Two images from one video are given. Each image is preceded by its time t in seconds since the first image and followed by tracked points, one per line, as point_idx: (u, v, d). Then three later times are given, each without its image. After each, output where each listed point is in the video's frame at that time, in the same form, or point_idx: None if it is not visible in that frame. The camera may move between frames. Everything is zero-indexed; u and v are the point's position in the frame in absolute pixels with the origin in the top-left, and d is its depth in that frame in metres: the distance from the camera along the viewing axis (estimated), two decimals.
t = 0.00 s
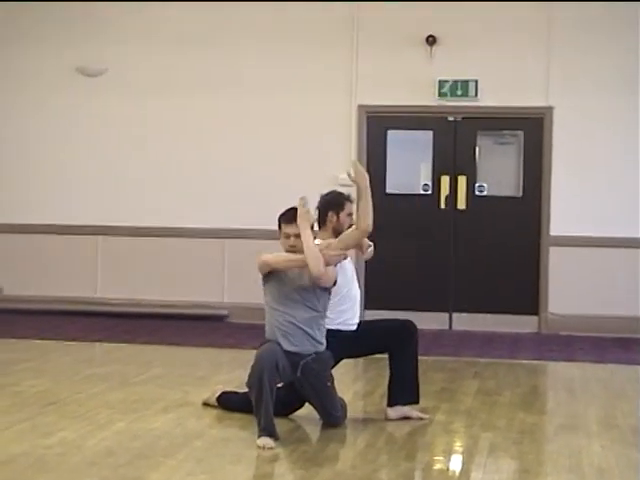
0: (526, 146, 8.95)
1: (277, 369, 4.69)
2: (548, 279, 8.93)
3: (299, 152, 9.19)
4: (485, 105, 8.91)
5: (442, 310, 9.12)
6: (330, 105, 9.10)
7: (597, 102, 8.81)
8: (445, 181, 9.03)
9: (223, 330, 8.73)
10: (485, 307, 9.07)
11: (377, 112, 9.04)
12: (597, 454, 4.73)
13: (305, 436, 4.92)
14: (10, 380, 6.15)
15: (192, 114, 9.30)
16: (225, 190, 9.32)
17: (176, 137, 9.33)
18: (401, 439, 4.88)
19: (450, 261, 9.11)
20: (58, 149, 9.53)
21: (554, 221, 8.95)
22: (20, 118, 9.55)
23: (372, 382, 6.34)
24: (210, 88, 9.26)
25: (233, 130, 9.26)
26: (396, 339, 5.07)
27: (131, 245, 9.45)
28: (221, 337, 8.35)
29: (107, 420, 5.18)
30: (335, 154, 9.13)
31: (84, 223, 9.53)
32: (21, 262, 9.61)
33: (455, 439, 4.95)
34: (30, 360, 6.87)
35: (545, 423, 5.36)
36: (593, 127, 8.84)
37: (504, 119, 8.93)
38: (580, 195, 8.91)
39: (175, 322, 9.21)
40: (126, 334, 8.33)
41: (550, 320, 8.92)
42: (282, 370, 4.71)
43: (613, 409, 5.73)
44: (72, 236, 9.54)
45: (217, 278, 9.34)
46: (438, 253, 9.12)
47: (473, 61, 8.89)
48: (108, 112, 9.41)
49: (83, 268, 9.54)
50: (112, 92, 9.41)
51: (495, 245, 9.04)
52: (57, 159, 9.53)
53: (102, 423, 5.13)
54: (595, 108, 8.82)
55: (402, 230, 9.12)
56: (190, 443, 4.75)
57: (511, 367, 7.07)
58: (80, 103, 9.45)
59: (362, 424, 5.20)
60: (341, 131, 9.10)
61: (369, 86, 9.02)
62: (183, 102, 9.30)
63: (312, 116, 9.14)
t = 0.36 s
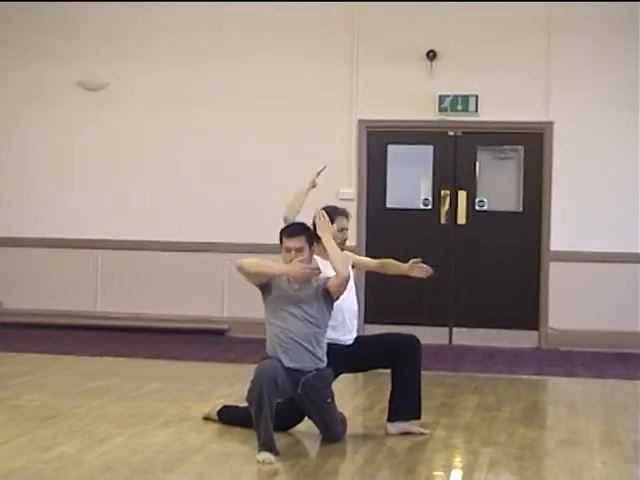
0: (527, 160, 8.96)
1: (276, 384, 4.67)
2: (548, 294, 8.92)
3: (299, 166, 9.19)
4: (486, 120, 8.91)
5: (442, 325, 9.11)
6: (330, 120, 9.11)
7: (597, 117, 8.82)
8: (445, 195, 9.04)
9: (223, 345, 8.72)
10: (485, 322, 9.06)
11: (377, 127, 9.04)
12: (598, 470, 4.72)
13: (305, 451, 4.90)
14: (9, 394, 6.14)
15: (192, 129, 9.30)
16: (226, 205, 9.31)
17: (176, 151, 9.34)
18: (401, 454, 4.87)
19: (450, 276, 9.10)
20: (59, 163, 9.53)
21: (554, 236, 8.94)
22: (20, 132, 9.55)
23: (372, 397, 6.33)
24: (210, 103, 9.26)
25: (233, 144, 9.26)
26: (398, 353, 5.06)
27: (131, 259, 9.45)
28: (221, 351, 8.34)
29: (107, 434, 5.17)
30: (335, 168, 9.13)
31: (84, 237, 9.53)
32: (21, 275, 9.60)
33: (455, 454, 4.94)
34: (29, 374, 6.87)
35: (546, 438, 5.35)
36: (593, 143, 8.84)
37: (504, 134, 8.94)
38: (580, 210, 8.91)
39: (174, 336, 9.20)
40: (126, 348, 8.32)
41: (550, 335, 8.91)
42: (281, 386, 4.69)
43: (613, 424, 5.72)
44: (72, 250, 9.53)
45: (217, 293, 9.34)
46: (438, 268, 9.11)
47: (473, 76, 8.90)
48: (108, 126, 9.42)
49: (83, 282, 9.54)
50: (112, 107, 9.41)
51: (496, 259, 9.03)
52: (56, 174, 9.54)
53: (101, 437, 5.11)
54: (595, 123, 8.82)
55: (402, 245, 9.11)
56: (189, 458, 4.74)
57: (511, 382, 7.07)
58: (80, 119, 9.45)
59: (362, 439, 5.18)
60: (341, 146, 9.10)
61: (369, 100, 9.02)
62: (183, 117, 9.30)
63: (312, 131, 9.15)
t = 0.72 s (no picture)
0: (526, 163, 8.96)
1: (275, 387, 4.68)
2: (549, 297, 8.93)
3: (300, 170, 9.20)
4: (485, 123, 8.91)
5: (443, 328, 9.12)
6: (331, 123, 9.12)
7: (597, 120, 8.83)
8: (445, 198, 9.04)
9: (223, 348, 8.73)
10: (485, 325, 9.07)
11: (378, 130, 9.05)
12: (598, 472, 4.73)
13: (306, 454, 4.91)
14: (10, 399, 6.15)
15: (192, 133, 9.31)
16: (226, 208, 9.32)
17: (177, 155, 9.35)
18: (402, 458, 4.88)
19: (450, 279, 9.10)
20: (59, 168, 9.53)
21: (555, 238, 8.94)
22: (21, 137, 9.56)
23: (373, 400, 6.34)
24: (210, 108, 9.27)
25: (233, 148, 9.27)
26: (400, 357, 5.07)
27: (132, 263, 9.45)
28: (222, 355, 8.35)
29: (108, 438, 5.18)
30: (335, 171, 9.14)
31: (84, 241, 9.53)
32: (21, 280, 9.60)
33: (456, 456, 4.95)
34: (30, 379, 6.87)
35: (546, 440, 5.36)
36: (593, 146, 8.85)
37: (503, 136, 8.95)
38: (580, 213, 8.92)
39: (175, 340, 9.21)
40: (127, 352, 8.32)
41: (551, 338, 8.91)
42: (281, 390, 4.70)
43: (614, 426, 5.73)
44: (73, 254, 9.54)
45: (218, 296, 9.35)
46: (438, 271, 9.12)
47: (473, 79, 8.91)
48: (109, 131, 9.42)
49: (83, 287, 9.54)
50: (112, 112, 9.42)
51: (496, 262, 9.04)
52: (57, 179, 9.55)
53: (102, 441, 5.12)
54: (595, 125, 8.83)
55: (402, 248, 9.11)
56: (190, 462, 4.75)
57: (511, 385, 7.07)
58: (81, 123, 9.46)
59: (363, 442, 5.19)
60: (340, 149, 9.11)
61: (369, 103, 9.03)
62: (183, 121, 9.31)
63: (312, 135, 9.16)
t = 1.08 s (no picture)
0: (527, 162, 8.96)
1: (275, 387, 4.68)
2: (549, 297, 8.93)
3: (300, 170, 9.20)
4: (485, 123, 8.91)
5: (443, 328, 9.12)
6: (330, 123, 9.12)
7: (597, 119, 8.83)
8: (445, 198, 9.04)
9: (223, 348, 8.73)
10: (485, 325, 9.07)
11: (378, 130, 9.05)
12: (599, 472, 4.72)
13: (306, 454, 4.91)
14: (10, 398, 6.14)
15: (192, 133, 9.31)
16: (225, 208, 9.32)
17: (177, 156, 9.35)
18: (401, 457, 4.87)
19: (451, 279, 9.10)
20: (60, 168, 9.53)
21: (555, 238, 8.94)
22: (21, 137, 9.55)
23: (373, 400, 6.34)
24: (211, 108, 9.27)
25: (233, 148, 9.27)
26: (402, 357, 5.07)
27: (132, 263, 9.44)
28: (222, 355, 8.34)
29: (108, 438, 5.18)
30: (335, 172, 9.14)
31: (85, 241, 9.53)
32: (21, 280, 9.60)
33: (455, 456, 4.94)
34: (30, 378, 6.87)
35: (546, 440, 5.35)
36: (594, 146, 8.85)
37: (504, 136, 8.95)
38: (580, 213, 8.92)
39: (175, 340, 9.21)
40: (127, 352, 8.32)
41: (551, 338, 8.91)
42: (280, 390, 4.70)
43: (614, 426, 5.73)
44: (72, 254, 9.53)
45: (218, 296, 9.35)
46: (438, 271, 9.12)
47: (473, 78, 8.91)
48: (109, 131, 9.42)
49: (83, 286, 9.54)
50: (112, 112, 9.41)
51: (495, 262, 9.04)
52: (58, 179, 9.54)
53: (101, 441, 5.11)
54: (595, 125, 8.83)
55: (402, 248, 9.11)
56: (190, 461, 4.74)
57: (511, 385, 7.07)
58: (81, 123, 9.46)
59: (363, 442, 5.19)
60: (340, 149, 9.11)
61: (369, 103, 9.03)
62: (183, 121, 9.31)
63: (312, 135, 9.15)
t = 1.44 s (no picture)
0: (528, 162, 8.95)
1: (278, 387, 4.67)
2: (550, 297, 8.93)
3: (300, 170, 9.20)
4: (486, 123, 8.91)
5: (444, 328, 9.12)
6: (331, 123, 9.11)
7: (598, 119, 8.83)
8: (446, 198, 9.03)
9: (224, 348, 8.72)
10: (487, 325, 9.06)
11: (378, 130, 9.04)
12: (600, 472, 4.72)
13: (306, 454, 4.90)
14: (10, 398, 6.14)
15: (192, 133, 9.31)
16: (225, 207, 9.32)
17: (177, 156, 9.34)
18: (403, 457, 4.87)
19: (452, 279, 9.09)
20: (60, 168, 9.53)
21: (556, 238, 8.93)
22: (21, 137, 9.55)
23: (373, 400, 6.33)
24: (211, 109, 9.27)
25: (233, 147, 9.26)
26: (403, 358, 5.07)
27: (132, 262, 9.44)
28: (222, 354, 8.34)
29: (108, 438, 5.17)
30: (335, 172, 9.14)
31: (85, 241, 9.53)
32: (21, 280, 9.59)
33: (456, 456, 4.94)
34: (30, 378, 6.86)
35: (547, 440, 5.35)
36: (595, 147, 8.84)
37: (505, 137, 8.94)
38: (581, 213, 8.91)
39: (176, 340, 9.20)
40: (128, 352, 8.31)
41: (552, 338, 8.91)
42: (283, 390, 4.69)
43: (614, 426, 5.72)
44: (73, 254, 9.53)
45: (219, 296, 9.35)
46: (439, 271, 9.10)
47: (474, 78, 8.90)
48: (109, 131, 9.42)
49: (83, 286, 9.53)
50: (111, 112, 9.41)
51: (497, 262, 9.03)
52: (58, 180, 9.54)
53: (101, 440, 5.11)
54: (596, 125, 8.83)
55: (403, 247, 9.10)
56: (191, 461, 4.73)
57: (512, 385, 7.06)
58: (81, 123, 9.46)
59: (364, 442, 5.18)
60: (340, 149, 9.11)
61: (369, 102, 9.02)
62: (182, 121, 9.31)
63: (312, 135, 9.15)
